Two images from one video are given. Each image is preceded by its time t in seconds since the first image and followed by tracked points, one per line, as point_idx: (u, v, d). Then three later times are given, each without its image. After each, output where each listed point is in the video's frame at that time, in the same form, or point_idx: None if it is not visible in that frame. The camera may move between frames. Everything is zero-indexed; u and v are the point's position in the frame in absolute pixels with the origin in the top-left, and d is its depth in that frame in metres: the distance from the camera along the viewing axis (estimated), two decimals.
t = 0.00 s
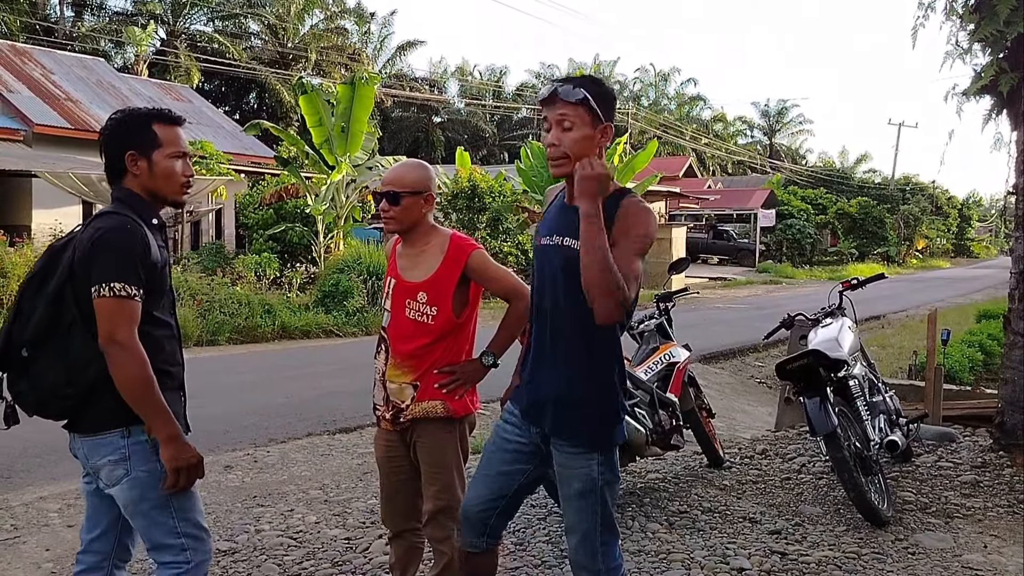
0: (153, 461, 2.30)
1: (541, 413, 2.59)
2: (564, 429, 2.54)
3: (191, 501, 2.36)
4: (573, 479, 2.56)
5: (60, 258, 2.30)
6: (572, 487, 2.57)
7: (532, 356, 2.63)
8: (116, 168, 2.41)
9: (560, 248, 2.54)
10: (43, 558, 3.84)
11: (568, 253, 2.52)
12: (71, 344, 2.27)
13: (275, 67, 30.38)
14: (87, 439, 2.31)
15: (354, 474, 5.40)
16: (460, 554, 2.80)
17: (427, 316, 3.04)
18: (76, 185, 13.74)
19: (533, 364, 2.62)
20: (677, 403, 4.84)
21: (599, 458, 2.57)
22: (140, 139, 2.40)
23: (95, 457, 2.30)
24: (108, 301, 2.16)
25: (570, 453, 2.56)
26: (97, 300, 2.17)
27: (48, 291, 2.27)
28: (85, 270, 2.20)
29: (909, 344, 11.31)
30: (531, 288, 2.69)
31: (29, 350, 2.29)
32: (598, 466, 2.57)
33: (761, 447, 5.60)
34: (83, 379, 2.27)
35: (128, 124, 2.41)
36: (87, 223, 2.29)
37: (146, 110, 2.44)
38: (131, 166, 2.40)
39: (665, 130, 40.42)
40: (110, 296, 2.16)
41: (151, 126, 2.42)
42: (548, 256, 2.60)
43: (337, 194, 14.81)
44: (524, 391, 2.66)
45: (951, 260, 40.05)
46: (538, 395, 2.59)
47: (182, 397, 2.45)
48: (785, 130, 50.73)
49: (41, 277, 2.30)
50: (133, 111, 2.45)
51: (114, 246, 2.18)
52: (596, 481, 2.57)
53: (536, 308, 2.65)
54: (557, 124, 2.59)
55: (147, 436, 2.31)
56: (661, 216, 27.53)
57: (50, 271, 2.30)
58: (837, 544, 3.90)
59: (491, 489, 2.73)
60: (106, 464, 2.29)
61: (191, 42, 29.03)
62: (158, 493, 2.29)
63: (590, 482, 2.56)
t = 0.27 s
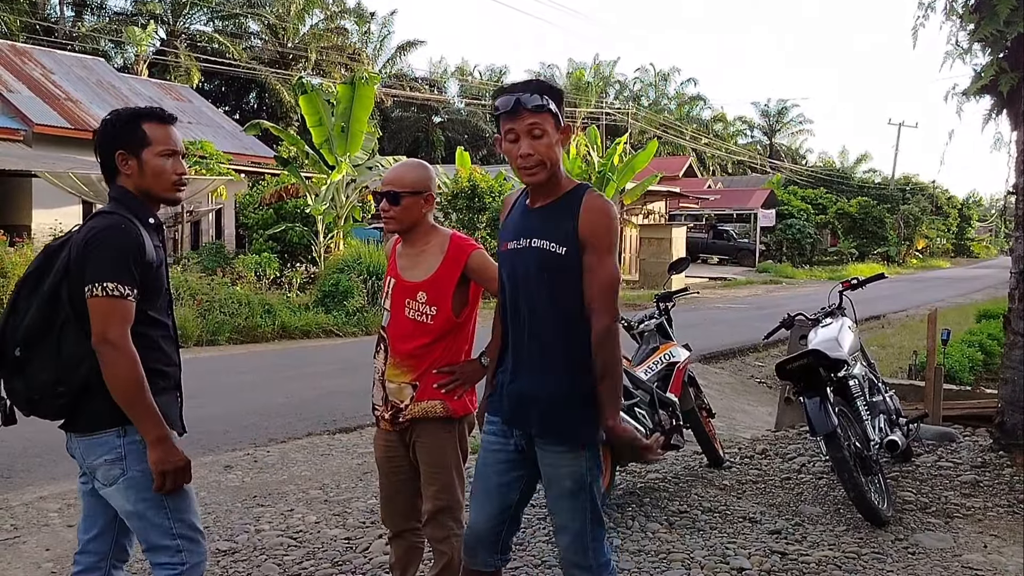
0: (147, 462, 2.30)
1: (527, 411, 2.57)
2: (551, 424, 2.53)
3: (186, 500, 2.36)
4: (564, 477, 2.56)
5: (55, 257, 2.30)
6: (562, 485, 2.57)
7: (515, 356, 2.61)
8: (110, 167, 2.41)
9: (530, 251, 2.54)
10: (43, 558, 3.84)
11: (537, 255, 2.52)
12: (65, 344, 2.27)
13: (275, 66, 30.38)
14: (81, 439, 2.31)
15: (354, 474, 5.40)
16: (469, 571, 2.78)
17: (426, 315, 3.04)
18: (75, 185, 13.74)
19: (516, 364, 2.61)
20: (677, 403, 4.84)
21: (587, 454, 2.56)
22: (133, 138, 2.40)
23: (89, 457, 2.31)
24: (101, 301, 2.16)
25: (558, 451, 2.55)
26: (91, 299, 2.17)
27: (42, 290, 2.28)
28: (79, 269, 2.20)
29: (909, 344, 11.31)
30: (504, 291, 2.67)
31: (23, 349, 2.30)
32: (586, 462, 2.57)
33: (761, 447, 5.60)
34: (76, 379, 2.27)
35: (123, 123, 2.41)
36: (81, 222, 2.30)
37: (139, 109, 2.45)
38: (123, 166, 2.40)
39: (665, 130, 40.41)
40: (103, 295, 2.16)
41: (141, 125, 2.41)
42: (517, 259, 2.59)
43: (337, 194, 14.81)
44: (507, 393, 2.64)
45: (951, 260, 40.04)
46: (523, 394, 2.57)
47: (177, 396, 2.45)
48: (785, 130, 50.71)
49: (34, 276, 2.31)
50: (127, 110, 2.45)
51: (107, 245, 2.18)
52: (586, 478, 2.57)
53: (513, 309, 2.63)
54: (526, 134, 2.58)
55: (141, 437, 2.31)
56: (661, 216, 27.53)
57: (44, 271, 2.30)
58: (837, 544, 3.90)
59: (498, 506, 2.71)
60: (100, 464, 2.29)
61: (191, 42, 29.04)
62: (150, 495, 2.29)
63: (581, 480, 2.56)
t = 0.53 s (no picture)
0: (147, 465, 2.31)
1: (507, 407, 2.48)
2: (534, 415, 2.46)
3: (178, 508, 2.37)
4: (545, 471, 2.48)
5: (58, 260, 2.30)
6: (541, 481, 2.49)
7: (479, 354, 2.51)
8: (122, 165, 2.39)
9: (489, 248, 2.47)
10: (43, 558, 3.84)
11: (500, 248, 2.46)
12: (68, 348, 2.27)
13: (275, 67, 30.42)
14: (81, 441, 2.32)
15: (354, 473, 5.40)
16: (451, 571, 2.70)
17: (427, 316, 3.04)
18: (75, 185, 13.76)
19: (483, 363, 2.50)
20: (677, 403, 4.85)
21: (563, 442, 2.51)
22: (151, 139, 2.40)
23: (89, 461, 2.31)
24: (107, 305, 2.16)
25: (536, 444, 2.48)
26: (96, 304, 2.17)
27: (46, 294, 2.27)
28: (83, 272, 2.20)
29: (909, 344, 11.31)
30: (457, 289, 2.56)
31: (28, 354, 2.29)
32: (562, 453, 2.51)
33: (760, 447, 5.60)
34: (80, 383, 2.27)
35: (135, 122, 2.40)
36: (86, 225, 2.29)
37: (151, 110, 2.44)
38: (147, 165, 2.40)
39: (664, 130, 40.42)
40: (108, 300, 2.16)
41: (163, 126, 2.42)
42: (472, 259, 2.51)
43: (337, 194, 14.82)
44: (474, 393, 2.53)
45: (950, 260, 40.04)
46: (498, 390, 2.48)
47: (182, 399, 2.46)
48: (784, 131, 50.76)
49: (38, 279, 2.30)
50: (138, 108, 2.44)
51: (113, 249, 2.19)
52: (563, 471, 2.50)
53: (470, 307, 2.53)
54: (491, 133, 2.58)
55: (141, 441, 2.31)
56: (661, 216, 27.53)
57: (48, 274, 2.30)
58: (837, 544, 3.90)
59: (473, 505, 2.61)
60: (99, 467, 2.29)
61: (191, 42, 29.09)
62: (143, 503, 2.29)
63: (560, 473, 2.50)
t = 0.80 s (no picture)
0: (149, 467, 2.31)
1: (506, 407, 2.50)
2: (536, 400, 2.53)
3: (171, 513, 2.37)
4: (549, 457, 2.51)
5: (63, 260, 2.30)
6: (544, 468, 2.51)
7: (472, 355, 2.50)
8: (118, 163, 2.40)
9: (472, 243, 2.49)
10: (43, 558, 3.84)
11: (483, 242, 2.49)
12: (74, 349, 2.27)
13: (275, 67, 30.42)
14: (84, 443, 2.32)
15: (354, 473, 5.40)
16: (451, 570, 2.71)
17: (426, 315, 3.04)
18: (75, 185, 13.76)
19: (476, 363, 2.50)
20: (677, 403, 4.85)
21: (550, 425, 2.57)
22: (146, 136, 2.40)
23: (92, 462, 2.31)
24: (112, 306, 2.16)
25: (531, 432, 2.52)
26: (102, 305, 2.16)
27: (50, 295, 2.27)
28: (88, 273, 2.19)
29: (909, 344, 11.30)
30: (438, 292, 2.51)
31: (32, 356, 2.29)
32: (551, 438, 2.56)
33: (761, 447, 5.60)
34: (85, 384, 2.27)
35: (130, 119, 2.41)
36: (90, 225, 2.29)
37: (146, 106, 2.44)
38: (132, 163, 2.39)
39: (665, 130, 40.41)
40: (114, 300, 2.16)
41: (152, 121, 2.41)
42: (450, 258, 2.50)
43: (336, 193, 14.83)
44: (465, 396, 2.52)
45: (951, 260, 40.00)
46: (495, 390, 2.50)
47: (187, 400, 2.46)
48: (785, 130, 50.75)
49: (43, 281, 2.30)
50: (133, 107, 2.44)
51: (118, 249, 2.18)
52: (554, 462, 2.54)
53: (455, 311, 2.49)
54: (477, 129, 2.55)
55: (143, 444, 2.31)
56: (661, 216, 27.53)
57: (52, 276, 2.30)
58: (838, 544, 3.90)
59: (470, 505, 2.63)
60: (100, 469, 2.29)
61: (192, 42, 29.08)
62: (141, 508, 2.29)
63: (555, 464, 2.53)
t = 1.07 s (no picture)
0: (166, 467, 2.33)
1: (515, 407, 2.53)
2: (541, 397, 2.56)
3: (187, 512, 2.39)
4: (559, 455, 2.57)
5: (84, 260, 2.32)
6: (556, 468, 2.55)
7: (477, 354, 2.52)
8: (145, 164, 2.42)
9: (474, 240, 2.51)
10: (64, 554, 3.88)
11: (483, 239, 2.51)
12: (94, 349, 2.30)
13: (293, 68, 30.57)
14: (104, 442, 2.35)
15: (371, 472, 5.43)
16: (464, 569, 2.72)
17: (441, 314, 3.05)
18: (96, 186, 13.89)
19: (484, 362, 2.52)
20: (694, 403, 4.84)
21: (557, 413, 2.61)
22: (170, 137, 2.42)
23: (112, 461, 2.34)
24: (131, 307, 2.18)
25: (541, 425, 2.55)
26: (120, 306, 2.18)
27: (71, 295, 2.30)
28: (107, 274, 2.22)
29: (928, 345, 11.21)
30: (445, 288, 2.50)
31: (51, 356, 2.31)
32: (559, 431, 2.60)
33: (778, 448, 5.57)
34: (105, 384, 2.30)
35: (155, 118, 2.42)
36: (111, 225, 2.31)
37: (170, 105, 2.46)
38: (162, 163, 2.41)
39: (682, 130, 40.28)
40: (132, 302, 2.18)
41: (180, 121, 2.44)
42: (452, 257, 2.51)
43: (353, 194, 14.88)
44: (472, 394, 2.53)
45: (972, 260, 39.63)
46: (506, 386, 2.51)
47: (209, 400, 2.48)
48: (803, 130, 50.48)
49: (64, 280, 2.33)
50: (157, 105, 2.46)
51: (138, 250, 2.20)
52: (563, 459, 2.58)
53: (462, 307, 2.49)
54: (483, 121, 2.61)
55: (162, 444, 2.33)
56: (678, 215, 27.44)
57: (73, 275, 2.32)
58: (856, 546, 3.88)
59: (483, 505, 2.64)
60: (120, 469, 2.32)
61: (210, 43, 29.29)
62: (158, 508, 2.31)
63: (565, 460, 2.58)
